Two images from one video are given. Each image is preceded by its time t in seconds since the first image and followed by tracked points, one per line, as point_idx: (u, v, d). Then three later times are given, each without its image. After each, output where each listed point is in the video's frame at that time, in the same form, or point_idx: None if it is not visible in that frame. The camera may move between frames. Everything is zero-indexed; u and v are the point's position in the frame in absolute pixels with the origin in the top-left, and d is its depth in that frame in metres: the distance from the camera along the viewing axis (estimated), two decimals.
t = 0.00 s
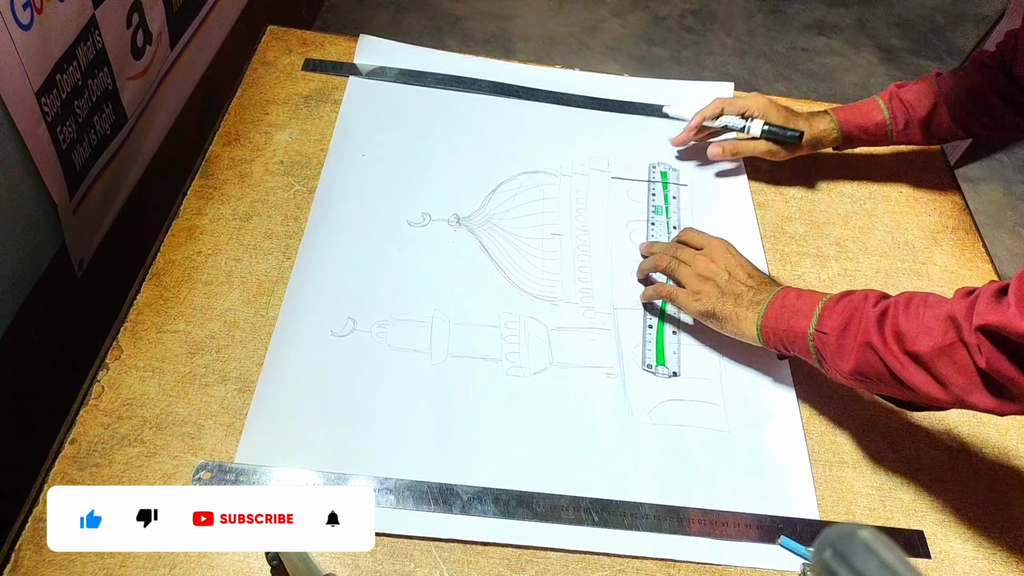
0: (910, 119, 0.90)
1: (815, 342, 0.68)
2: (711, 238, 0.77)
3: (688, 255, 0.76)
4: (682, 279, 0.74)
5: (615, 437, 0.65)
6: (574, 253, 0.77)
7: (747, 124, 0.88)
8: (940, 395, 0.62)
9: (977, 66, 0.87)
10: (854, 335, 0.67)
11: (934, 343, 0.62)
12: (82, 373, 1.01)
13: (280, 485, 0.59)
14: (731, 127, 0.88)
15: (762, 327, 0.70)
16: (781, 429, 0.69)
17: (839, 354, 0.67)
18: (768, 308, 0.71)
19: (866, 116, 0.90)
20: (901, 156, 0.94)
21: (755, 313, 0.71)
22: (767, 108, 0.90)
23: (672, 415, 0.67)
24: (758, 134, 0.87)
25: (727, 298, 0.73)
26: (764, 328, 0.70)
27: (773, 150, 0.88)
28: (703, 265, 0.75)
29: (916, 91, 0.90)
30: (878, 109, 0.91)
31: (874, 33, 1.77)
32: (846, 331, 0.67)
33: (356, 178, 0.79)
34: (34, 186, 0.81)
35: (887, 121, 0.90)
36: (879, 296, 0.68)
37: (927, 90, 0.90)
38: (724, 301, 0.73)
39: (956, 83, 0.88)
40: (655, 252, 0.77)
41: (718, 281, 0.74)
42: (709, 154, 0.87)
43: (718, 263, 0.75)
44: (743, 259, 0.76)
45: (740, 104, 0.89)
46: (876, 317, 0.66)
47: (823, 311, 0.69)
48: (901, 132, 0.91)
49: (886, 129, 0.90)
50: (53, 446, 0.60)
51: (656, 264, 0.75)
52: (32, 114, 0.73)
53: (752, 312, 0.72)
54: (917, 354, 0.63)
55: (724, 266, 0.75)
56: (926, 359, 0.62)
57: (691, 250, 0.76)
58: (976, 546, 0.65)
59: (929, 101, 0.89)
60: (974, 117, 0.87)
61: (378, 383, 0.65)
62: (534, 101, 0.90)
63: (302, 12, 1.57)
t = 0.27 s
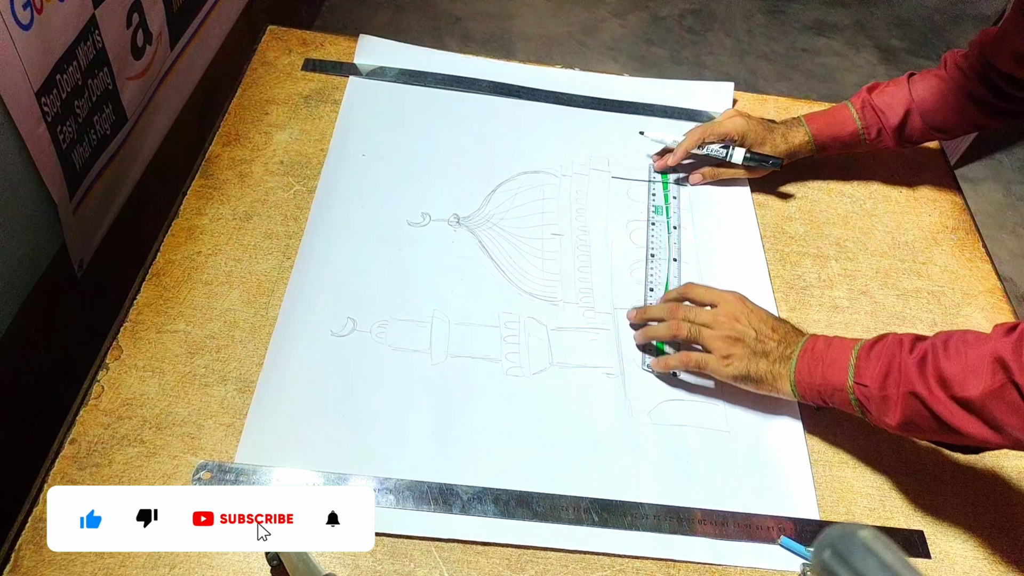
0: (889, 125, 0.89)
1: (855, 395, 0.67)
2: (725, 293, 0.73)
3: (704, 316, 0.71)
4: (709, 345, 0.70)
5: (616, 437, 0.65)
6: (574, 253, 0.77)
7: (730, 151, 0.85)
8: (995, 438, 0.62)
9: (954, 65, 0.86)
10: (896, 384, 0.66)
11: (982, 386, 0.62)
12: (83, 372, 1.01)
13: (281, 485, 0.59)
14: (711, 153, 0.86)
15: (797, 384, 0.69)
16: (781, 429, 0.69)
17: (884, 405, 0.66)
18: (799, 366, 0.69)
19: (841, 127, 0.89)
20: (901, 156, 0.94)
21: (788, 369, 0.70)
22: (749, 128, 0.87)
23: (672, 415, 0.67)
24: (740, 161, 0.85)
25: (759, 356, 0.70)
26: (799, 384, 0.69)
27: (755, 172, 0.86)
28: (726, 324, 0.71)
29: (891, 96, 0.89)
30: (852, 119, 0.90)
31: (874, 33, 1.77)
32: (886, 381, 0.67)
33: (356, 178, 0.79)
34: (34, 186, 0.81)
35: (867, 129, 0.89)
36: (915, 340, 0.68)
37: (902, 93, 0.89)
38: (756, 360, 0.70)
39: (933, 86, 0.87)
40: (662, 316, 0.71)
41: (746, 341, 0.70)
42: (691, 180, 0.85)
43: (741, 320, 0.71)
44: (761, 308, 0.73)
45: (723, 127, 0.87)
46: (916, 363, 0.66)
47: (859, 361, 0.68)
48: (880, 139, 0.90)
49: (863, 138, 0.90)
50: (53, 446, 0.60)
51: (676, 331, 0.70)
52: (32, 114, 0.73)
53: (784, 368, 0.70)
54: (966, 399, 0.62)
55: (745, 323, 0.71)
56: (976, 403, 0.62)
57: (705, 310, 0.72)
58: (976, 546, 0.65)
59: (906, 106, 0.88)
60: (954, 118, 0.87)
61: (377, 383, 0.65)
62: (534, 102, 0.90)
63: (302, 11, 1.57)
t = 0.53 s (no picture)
0: (881, 127, 0.89)
1: (868, 420, 0.66)
2: (741, 312, 0.72)
3: (718, 333, 0.70)
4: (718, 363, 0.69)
5: (616, 437, 0.65)
6: (574, 253, 0.77)
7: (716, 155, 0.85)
8: (1012, 459, 0.61)
9: (948, 67, 0.86)
10: (908, 408, 0.65)
11: (996, 409, 0.61)
12: (82, 371, 1.01)
13: (280, 485, 0.59)
14: (700, 151, 0.85)
15: (808, 408, 0.68)
16: (781, 429, 0.69)
17: (897, 430, 0.65)
18: (809, 391, 0.68)
19: (832, 128, 0.89)
20: (900, 156, 0.94)
21: (800, 393, 0.68)
22: (740, 124, 0.86)
23: (672, 415, 0.67)
24: (726, 165, 0.84)
25: (771, 379, 0.68)
26: (810, 409, 0.68)
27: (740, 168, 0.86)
28: (740, 343, 0.69)
29: (884, 98, 0.89)
30: (844, 120, 0.89)
31: (874, 33, 1.77)
32: (898, 406, 0.65)
33: (356, 178, 0.79)
34: (34, 187, 0.81)
35: (859, 131, 0.89)
36: (926, 363, 0.67)
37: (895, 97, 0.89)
38: (768, 383, 0.68)
39: (926, 89, 0.87)
40: (678, 331, 0.71)
41: (759, 363, 0.69)
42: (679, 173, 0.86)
43: (756, 340, 0.70)
44: (777, 330, 0.71)
45: (715, 122, 0.87)
46: (928, 387, 0.65)
47: (871, 385, 0.67)
48: (872, 141, 0.90)
49: (855, 140, 0.89)
50: (53, 446, 0.60)
51: (687, 346, 0.69)
52: (32, 114, 0.73)
53: (796, 392, 0.68)
54: (980, 423, 0.61)
55: (760, 345, 0.70)
56: (991, 427, 0.61)
57: (720, 327, 0.71)
58: (976, 546, 0.65)
59: (899, 108, 0.88)
60: (946, 121, 0.87)
61: (377, 383, 0.65)
62: (534, 102, 0.90)
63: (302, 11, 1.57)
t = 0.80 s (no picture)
0: (879, 127, 0.88)
1: (880, 426, 0.66)
2: (751, 317, 0.71)
3: (728, 341, 0.70)
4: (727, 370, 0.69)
5: (616, 437, 0.65)
6: (574, 253, 0.77)
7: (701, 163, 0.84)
8: None
9: (947, 69, 0.86)
10: (920, 415, 0.65)
11: (1011, 417, 0.61)
12: (82, 369, 1.02)
13: (280, 485, 0.59)
14: (691, 154, 0.85)
15: (819, 415, 0.67)
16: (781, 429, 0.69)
17: (909, 437, 0.65)
18: (820, 398, 0.68)
19: (830, 127, 0.89)
20: (900, 156, 0.94)
21: (810, 399, 0.68)
22: (738, 121, 0.87)
23: (672, 415, 0.67)
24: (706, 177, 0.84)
25: (781, 386, 0.68)
26: (822, 416, 0.67)
27: (740, 164, 0.86)
28: (750, 350, 0.69)
29: (882, 99, 0.89)
30: (842, 120, 0.89)
31: (874, 33, 1.76)
32: (911, 413, 0.65)
33: (356, 178, 0.78)
34: (34, 187, 0.81)
35: (856, 131, 0.89)
36: (938, 369, 0.67)
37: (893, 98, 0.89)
38: (778, 390, 0.68)
39: (925, 90, 0.87)
40: (688, 338, 0.71)
41: (769, 370, 0.68)
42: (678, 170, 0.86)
43: (766, 347, 0.69)
44: (788, 336, 0.71)
45: (712, 117, 0.87)
46: (941, 394, 0.65)
47: (882, 393, 0.67)
48: (869, 141, 0.89)
49: (852, 139, 0.89)
50: (53, 446, 0.60)
51: (697, 353, 0.69)
52: (32, 114, 0.73)
53: (806, 398, 0.68)
54: (995, 431, 0.61)
55: (770, 351, 0.69)
56: (1005, 435, 0.61)
57: (730, 334, 0.71)
58: (976, 546, 0.65)
59: (897, 109, 0.88)
60: (945, 123, 0.87)
61: (377, 383, 0.65)
62: (534, 101, 0.90)
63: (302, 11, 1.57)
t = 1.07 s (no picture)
0: (879, 129, 0.88)
1: (887, 432, 0.66)
2: (759, 322, 0.71)
3: (736, 344, 0.70)
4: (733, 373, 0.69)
5: (616, 437, 0.65)
6: (574, 253, 0.77)
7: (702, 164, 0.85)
8: None
9: (947, 71, 0.86)
10: (927, 421, 0.65)
11: (1018, 423, 0.61)
12: (82, 368, 1.02)
13: (281, 485, 0.59)
14: (693, 154, 0.85)
15: (826, 420, 0.67)
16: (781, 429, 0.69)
17: (916, 443, 0.65)
18: (826, 403, 0.68)
19: (831, 129, 0.89)
20: (900, 156, 0.94)
21: (816, 404, 0.68)
22: (740, 121, 0.87)
23: (672, 415, 0.67)
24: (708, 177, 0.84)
25: (787, 390, 0.68)
26: (828, 422, 0.67)
27: (742, 164, 0.86)
28: (757, 354, 0.69)
29: (882, 101, 0.89)
30: (843, 122, 0.89)
31: (874, 33, 1.76)
32: (918, 418, 0.65)
33: (356, 178, 0.79)
34: (34, 187, 0.81)
35: (856, 133, 0.89)
36: (944, 375, 0.67)
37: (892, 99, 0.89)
38: (784, 394, 0.68)
39: (925, 92, 0.87)
40: (696, 340, 0.71)
41: (775, 374, 0.68)
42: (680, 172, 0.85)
43: (773, 352, 0.69)
44: (794, 340, 0.71)
45: (715, 117, 0.88)
46: (947, 400, 0.65)
47: (889, 398, 0.67)
48: (869, 143, 0.89)
49: (852, 141, 0.89)
50: (53, 446, 0.60)
51: (705, 355, 0.69)
52: (32, 114, 0.73)
53: (812, 403, 0.68)
54: (1002, 436, 0.61)
55: (777, 355, 0.69)
56: (1012, 440, 0.61)
57: (738, 337, 0.71)
58: (976, 547, 0.65)
59: (898, 110, 0.88)
60: (946, 124, 0.87)
61: (377, 383, 0.65)
62: (534, 101, 0.90)
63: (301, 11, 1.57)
